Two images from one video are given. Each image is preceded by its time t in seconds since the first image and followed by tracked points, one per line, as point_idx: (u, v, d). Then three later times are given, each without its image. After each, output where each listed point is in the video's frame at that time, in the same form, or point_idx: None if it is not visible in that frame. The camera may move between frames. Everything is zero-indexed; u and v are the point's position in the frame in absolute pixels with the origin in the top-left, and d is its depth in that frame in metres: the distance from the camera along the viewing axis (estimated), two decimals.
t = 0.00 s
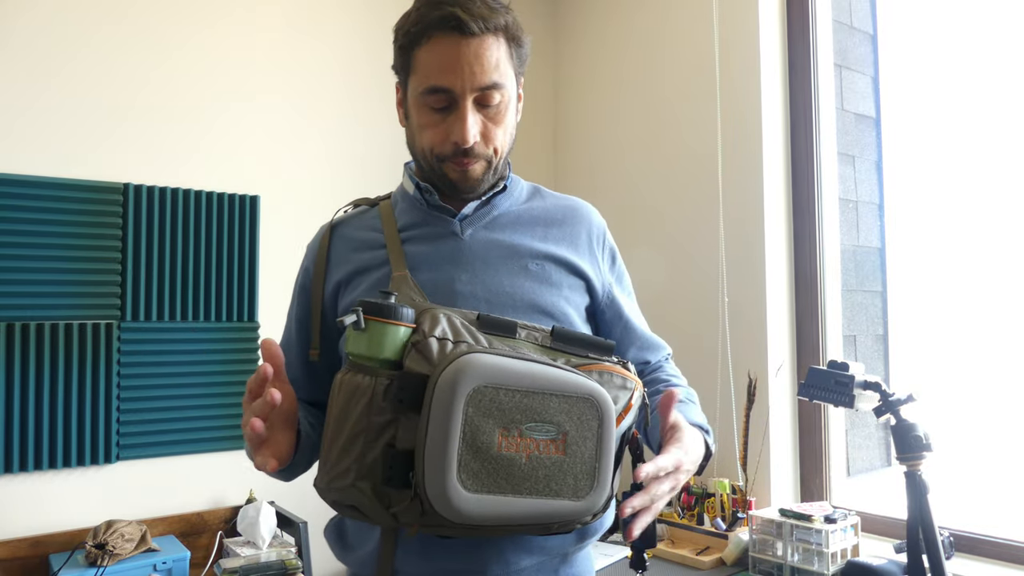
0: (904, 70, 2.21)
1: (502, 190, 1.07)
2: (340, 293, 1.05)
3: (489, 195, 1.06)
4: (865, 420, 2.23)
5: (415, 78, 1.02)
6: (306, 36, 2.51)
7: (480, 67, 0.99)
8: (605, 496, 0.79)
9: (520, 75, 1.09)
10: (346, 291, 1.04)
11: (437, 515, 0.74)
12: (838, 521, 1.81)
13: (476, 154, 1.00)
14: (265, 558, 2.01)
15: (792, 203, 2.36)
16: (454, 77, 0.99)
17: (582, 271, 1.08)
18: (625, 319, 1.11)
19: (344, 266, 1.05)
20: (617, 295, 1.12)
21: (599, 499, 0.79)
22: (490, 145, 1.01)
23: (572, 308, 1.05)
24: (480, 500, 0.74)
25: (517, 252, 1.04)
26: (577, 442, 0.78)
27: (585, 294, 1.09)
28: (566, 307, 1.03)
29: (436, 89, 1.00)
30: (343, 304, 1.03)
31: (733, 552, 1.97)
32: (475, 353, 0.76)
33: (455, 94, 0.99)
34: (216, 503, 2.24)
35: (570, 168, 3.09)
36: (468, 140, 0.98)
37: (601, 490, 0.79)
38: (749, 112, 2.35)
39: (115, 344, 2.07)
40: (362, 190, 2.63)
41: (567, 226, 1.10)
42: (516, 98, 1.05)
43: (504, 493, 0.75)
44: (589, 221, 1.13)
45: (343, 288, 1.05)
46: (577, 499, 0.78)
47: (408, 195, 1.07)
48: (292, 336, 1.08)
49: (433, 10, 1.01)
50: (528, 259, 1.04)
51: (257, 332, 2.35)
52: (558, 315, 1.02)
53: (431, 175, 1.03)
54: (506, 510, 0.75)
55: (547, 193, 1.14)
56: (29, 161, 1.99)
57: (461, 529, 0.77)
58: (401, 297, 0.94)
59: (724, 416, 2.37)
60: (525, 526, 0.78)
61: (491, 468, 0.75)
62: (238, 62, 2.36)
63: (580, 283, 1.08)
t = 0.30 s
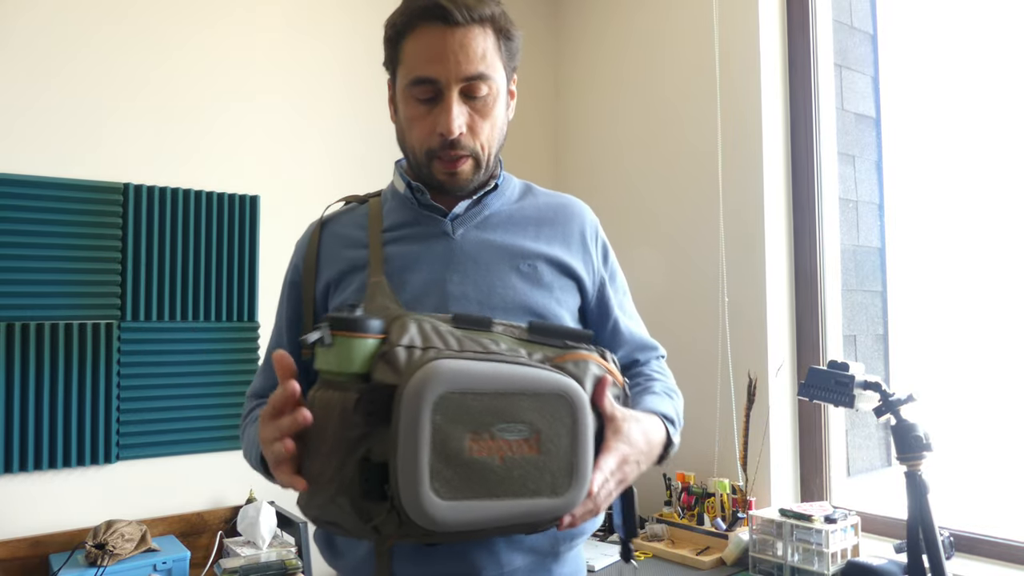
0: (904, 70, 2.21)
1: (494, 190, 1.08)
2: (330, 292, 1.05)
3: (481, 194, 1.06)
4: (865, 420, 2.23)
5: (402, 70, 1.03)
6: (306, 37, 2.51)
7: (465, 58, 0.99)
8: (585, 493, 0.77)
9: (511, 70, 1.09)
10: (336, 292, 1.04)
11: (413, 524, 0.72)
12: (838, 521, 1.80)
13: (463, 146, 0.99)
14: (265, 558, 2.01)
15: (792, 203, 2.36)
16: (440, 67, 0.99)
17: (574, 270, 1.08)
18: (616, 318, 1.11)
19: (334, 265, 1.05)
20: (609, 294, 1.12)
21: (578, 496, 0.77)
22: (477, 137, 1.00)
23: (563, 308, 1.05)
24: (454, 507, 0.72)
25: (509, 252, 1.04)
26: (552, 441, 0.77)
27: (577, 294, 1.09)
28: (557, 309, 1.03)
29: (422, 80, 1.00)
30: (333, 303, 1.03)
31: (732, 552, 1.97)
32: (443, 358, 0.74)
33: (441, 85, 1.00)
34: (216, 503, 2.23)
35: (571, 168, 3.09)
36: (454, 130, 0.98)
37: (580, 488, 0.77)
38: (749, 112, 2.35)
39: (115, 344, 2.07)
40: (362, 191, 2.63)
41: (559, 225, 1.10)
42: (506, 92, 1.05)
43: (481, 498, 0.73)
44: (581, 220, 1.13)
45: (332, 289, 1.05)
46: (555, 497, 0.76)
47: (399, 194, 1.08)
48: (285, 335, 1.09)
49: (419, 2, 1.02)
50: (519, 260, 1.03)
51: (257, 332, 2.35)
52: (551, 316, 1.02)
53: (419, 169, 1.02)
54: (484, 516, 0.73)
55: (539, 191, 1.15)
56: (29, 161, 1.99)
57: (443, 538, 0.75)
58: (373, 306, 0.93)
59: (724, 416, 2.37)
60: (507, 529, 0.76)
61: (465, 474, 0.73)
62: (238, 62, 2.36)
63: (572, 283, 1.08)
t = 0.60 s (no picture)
0: (904, 70, 2.21)
1: (483, 186, 1.08)
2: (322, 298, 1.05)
3: (470, 191, 1.06)
4: (865, 420, 2.24)
5: (392, 64, 1.03)
6: (306, 36, 2.51)
7: (455, 53, 0.99)
8: (564, 484, 0.76)
9: (501, 70, 1.09)
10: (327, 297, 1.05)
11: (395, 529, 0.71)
12: (838, 521, 1.80)
13: (449, 140, 0.98)
14: (265, 558, 2.01)
15: (792, 203, 2.36)
16: (428, 60, 0.99)
17: (568, 262, 1.08)
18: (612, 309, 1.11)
19: (327, 270, 1.05)
20: (604, 285, 1.13)
21: (559, 488, 0.76)
22: (464, 133, 1.00)
23: (560, 302, 1.05)
24: (430, 507, 0.70)
25: (502, 246, 1.04)
26: (526, 433, 0.75)
27: (572, 286, 1.09)
28: (553, 302, 1.03)
29: (411, 73, 1.00)
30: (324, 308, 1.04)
31: (733, 552, 1.96)
32: (408, 360, 0.72)
33: (429, 78, 0.99)
34: (216, 503, 2.23)
35: (570, 168, 3.09)
36: (440, 124, 0.97)
37: (559, 479, 0.76)
38: (750, 112, 2.35)
39: (115, 344, 2.07)
40: (361, 191, 2.62)
41: (549, 217, 1.11)
42: (495, 89, 1.04)
43: (459, 496, 0.72)
44: (572, 212, 1.14)
45: (326, 294, 1.05)
46: (534, 490, 0.75)
47: (388, 195, 1.08)
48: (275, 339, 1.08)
49: None
50: (511, 255, 1.04)
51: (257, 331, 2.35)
52: (548, 309, 1.02)
53: (406, 163, 1.01)
54: (464, 514, 0.72)
55: (526, 184, 1.15)
56: (29, 161, 1.99)
57: (427, 538, 0.74)
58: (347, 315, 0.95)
59: (724, 416, 2.37)
60: (490, 526, 0.76)
61: (439, 473, 0.72)
62: (238, 62, 2.36)
63: (567, 275, 1.08)
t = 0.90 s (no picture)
0: (904, 70, 2.21)
1: (482, 185, 1.08)
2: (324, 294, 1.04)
3: (469, 188, 1.06)
4: (865, 420, 2.23)
5: (383, 68, 1.03)
6: (305, 36, 2.51)
7: (443, 54, 0.99)
8: (572, 481, 0.77)
9: (494, 68, 1.08)
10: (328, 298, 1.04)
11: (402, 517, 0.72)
12: (838, 521, 1.81)
13: (443, 142, 0.98)
14: (265, 558, 2.01)
15: (792, 203, 2.36)
16: (417, 62, 0.99)
17: (569, 261, 1.08)
18: (613, 309, 1.11)
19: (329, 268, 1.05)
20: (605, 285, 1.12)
21: (566, 485, 0.76)
22: (458, 133, 1.00)
23: (561, 301, 1.05)
24: (439, 497, 0.70)
25: (503, 244, 1.04)
26: (536, 429, 0.75)
27: (573, 285, 1.09)
28: (554, 301, 1.03)
29: (401, 76, 1.00)
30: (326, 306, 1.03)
31: (733, 552, 1.97)
32: (424, 350, 0.72)
33: (419, 80, 0.99)
34: (216, 503, 2.23)
35: (570, 168, 3.09)
36: (432, 125, 0.97)
37: (568, 476, 0.76)
38: (750, 112, 2.34)
39: (115, 344, 2.07)
40: (361, 190, 2.62)
41: (551, 216, 1.11)
42: (487, 87, 1.04)
43: (466, 489, 0.72)
44: (573, 211, 1.14)
45: (327, 291, 1.04)
46: (542, 486, 0.75)
47: (389, 195, 1.08)
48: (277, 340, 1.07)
49: None
50: (513, 254, 1.04)
51: (257, 331, 2.35)
52: (548, 308, 1.02)
53: (403, 166, 1.02)
54: (471, 506, 0.72)
55: (528, 185, 1.15)
56: (28, 161, 1.99)
57: (430, 529, 0.74)
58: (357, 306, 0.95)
59: (724, 416, 2.37)
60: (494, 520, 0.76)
61: (449, 464, 0.72)
62: (237, 61, 2.35)
63: (568, 274, 1.08)
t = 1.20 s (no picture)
0: (904, 70, 2.21)
1: (493, 181, 1.08)
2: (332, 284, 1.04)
3: (481, 185, 1.07)
4: (865, 420, 2.24)
5: (399, 57, 1.08)
6: (306, 36, 2.52)
7: (457, 33, 1.04)
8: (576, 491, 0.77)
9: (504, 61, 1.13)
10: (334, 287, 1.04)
11: (403, 515, 0.73)
12: (838, 521, 1.81)
13: (459, 116, 1.01)
14: (265, 558, 2.01)
15: (792, 203, 2.36)
16: (432, 45, 1.03)
17: (579, 260, 1.08)
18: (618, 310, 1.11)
19: (335, 255, 1.05)
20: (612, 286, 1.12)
21: (570, 495, 0.76)
22: (473, 110, 1.02)
23: (568, 300, 1.04)
24: (442, 499, 0.72)
25: (514, 243, 1.04)
26: (544, 437, 0.75)
27: (580, 285, 1.08)
28: (561, 300, 1.03)
29: (417, 60, 1.04)
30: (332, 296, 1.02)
31: (732, 552, 1.97)
32: (434, 351, 0.73)
33: (435, 62, 1.03)
34: (216, 503, 2.24)
35: (571, 169, 3.09)
36: (448, 98, 1.00)
37: (572, 486, 0.77)
38: (750, 112, 2.35)
39: (115, 344, 2.08)
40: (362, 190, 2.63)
41: (561, 215, 1.10)
42: (498, 73, 1.08)
43: (470, 492, 0.73)
44: (583, 211, 1.13)
45: (332, 281, 1.04)
46: (546, 494, 0.76)
47: (402, 188, 1.08)
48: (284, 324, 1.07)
49: None
50: (522, 252, 1.03)
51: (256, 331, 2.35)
52: (554, 307, 1.01)
53: (417, 149, 1.03)
54: (473, 509, 0.73)
55: (538, 185, 1.15)
56: (29, 161, 1.99)
57: (433, 527, 0.75)
58: (370, 300, 0.95)
59: (725, 416, 2.37)
60: (496, 523, 0.77)
61: (455, 466, 0.73)
62: (238, 62, 2.36)
63: (576, 273, 1.07)
